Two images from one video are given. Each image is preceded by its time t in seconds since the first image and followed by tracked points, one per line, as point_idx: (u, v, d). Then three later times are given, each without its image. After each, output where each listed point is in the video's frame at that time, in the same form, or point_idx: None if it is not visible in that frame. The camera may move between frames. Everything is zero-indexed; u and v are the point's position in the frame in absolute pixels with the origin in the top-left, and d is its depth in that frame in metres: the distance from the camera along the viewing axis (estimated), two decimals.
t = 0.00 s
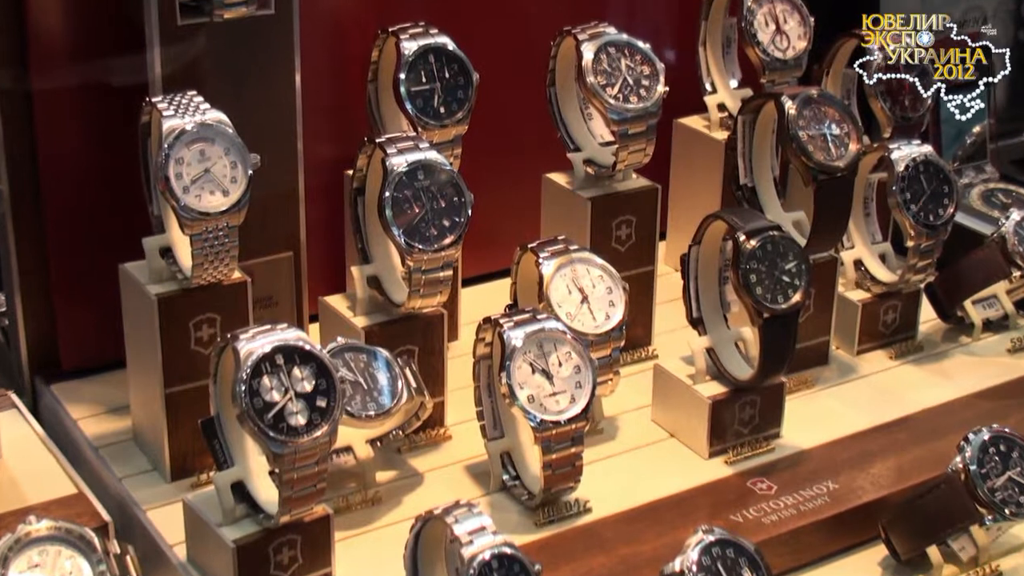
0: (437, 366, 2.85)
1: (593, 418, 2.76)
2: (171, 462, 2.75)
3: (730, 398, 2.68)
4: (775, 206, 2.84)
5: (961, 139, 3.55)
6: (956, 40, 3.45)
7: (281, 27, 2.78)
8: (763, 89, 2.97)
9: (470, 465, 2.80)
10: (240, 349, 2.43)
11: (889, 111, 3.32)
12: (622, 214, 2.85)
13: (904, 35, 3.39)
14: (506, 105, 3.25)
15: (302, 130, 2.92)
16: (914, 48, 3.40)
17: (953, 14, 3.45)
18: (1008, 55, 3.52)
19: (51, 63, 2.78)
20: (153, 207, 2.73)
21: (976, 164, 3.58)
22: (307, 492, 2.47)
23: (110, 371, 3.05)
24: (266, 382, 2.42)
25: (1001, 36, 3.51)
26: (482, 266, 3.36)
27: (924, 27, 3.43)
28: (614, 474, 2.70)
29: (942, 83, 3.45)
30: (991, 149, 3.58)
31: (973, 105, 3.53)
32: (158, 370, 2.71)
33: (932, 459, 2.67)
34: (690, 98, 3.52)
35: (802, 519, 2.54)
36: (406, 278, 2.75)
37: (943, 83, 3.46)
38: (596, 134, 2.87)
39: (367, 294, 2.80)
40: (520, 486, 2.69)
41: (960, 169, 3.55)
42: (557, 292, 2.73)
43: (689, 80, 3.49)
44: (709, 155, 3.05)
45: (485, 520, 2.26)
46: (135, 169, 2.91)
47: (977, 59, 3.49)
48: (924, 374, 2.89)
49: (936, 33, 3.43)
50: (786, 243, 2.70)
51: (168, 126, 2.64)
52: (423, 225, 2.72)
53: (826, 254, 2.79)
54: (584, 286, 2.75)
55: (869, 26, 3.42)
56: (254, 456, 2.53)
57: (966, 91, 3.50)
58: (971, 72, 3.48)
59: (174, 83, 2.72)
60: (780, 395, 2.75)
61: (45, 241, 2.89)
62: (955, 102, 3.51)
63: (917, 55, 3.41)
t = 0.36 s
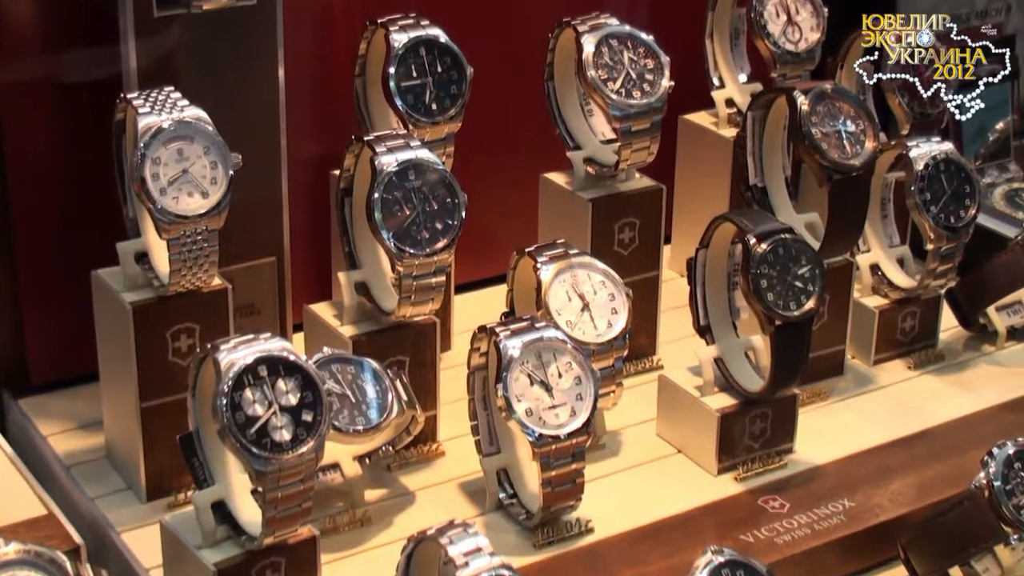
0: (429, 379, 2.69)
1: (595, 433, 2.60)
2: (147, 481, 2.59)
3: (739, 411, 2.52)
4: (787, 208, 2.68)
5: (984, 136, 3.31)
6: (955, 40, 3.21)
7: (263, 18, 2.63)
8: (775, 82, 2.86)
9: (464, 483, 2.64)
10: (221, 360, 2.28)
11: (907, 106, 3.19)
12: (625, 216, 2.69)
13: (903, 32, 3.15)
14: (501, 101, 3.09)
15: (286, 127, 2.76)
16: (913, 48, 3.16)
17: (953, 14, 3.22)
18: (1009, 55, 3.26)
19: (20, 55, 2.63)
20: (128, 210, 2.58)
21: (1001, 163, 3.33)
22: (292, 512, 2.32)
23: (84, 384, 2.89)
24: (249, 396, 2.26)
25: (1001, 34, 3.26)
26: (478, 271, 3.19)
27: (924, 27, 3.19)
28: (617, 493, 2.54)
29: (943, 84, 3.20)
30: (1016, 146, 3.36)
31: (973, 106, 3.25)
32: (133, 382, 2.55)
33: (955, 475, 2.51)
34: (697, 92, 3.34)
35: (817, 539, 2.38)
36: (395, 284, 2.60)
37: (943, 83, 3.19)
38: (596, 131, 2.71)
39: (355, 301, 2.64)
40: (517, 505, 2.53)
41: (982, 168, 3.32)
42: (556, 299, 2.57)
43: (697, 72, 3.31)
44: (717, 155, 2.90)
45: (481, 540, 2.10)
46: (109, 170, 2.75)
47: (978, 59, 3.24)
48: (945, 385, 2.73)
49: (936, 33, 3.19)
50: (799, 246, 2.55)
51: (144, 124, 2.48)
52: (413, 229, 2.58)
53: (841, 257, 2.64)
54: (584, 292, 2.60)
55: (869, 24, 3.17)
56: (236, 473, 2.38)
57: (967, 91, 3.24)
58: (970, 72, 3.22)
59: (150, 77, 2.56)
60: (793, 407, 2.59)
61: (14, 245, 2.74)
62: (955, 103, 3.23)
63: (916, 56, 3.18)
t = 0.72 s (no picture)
0: (423, 393, 2.57)
1: (596, 450, 2.48)
2: (126, 500, 2.47)
3: (748, 426, 2.40)
4: (798, 213, 2.57)
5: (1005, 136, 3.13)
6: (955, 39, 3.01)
7: (249, 13, 2.51)
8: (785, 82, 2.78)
9: (460, 502, 2.52)
10: (206, 374, 2.16)
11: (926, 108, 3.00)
12: (628, 222, 2.57)
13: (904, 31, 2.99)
14: (498, 99, 2.96)
15: (273, 128, 2.64)
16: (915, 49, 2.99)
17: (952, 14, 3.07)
18: (1011, 55, 3.09)
19: None
20: (106, 215, 2.45)
21: None
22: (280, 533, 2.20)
23: (61, 399, 2.76)
24: (235, 411, 2.14)
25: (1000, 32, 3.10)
26: (475, 279, 3.07)
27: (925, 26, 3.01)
28: (621, 512, 2.41)
29: (945, 84, 2.99)
30: None
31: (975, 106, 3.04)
32: (112, 397, 2.42)
33: (975, 493, 2.39)
34: (702, 91, 3.21)
35: (830, 561, 2.25)
36: (387, 293, 2.48)
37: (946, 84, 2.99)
38: (597, 133, 2.59)
39: (345, 311, 2.52)
40: (515, 525, 2.41)
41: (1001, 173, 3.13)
42: (556, 308, 2.45)
43: (704, 69, 3.19)
44: (727, 157, 2.78)
45: (479, 562, 1.99)
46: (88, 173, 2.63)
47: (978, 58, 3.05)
48: (963, 400, 2.61)
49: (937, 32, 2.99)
50: (811, 253, 2.43)
51: (124, 125, 2.36)
52: (406, 235, 2.46)
53: (855, 265, 2.52)
54: (586, 302, 2.48)
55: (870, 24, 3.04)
56: (221, 492, 2.26)
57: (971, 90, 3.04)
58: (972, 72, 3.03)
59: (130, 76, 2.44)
60: (805, 422, 2.46)
61: None
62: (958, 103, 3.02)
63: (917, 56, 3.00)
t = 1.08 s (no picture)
0: (411, 408, 2.47)
1: (592, 468, 2.38)
2: (101, 523, 2.37)
3: (749, 442, 2.30)
4: (800, 220, 2.48)
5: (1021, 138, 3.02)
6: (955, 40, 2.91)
7: (230, 14, 2.41)
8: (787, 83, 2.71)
9: (449, 522, 2.42)
10: (186, 389, 2.06)
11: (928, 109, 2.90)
12: (623, 229, 2.48)
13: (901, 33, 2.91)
14: (487, 102, 2.86)
15: (253, 133, 2.54)
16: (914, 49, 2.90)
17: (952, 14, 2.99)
18: (1011, 56, 2.99)
19: None
20: (81, 225, 2.35)
21: None
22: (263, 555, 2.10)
23: (35, 417, 2.66)
24: (216, 427, 2.05)
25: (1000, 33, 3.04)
26: (464, 289, 2.96)
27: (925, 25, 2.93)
28: (616, 532, 2.32)
29: (943, 83, 2.89)
30: None
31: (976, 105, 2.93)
32: (86, 413, 2.32)
33: (985, 511, 2.29)
34: (699, 95, 3.12)
35: None
36: (373, 305, 2.39)
37: (943, 83, 2.89)
38: (591, 137, 2.49)
39: (329, 323, 2.42)
40: (507, 546, 2.31)
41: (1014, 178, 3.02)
42: (549, 320, 2.36)
43: (700, 71, 3.09)
44: (726, 162, 2.69)
45: None
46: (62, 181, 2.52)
47: (978, 58, 2.93)
48: (972, 414, 2.52)
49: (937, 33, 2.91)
50: (813, 262, 2.34)
51: (100, 129, 2.26)
52: (393, 243, 2.37)
53: (859, 274, 2.43)
54: (580, 313, 2.39)
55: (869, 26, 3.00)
56: (201, 513, 2.15)
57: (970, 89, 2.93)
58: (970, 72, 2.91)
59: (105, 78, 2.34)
60: (809, 437, 2.37)
61: None
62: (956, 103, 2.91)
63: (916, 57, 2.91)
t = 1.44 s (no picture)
0: (400, 421, 2.37)
1: (589, 483, 2.28)
2: (76, 542, 2.26)
3: (753, 457, 2.21)
4: (805, 223, 2.40)
5: None
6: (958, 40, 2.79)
7: (213, 9, 2.31)
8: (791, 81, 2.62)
9: (439, 541, 2.32)
10: (167, 402, 1.96)
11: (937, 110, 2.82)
12: (622, 235, 2.38)
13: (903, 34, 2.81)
14: (479, 101, 2.76)
15: (236, 133, 2.44)
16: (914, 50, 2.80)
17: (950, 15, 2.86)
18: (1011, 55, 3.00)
19: None
20: (56, 229, 2.24)
21: None
22: None
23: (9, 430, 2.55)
24: (199, 442, 1.94)
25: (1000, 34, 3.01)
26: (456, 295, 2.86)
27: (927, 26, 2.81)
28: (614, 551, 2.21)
29: (943, 83, 2.80)
30: None
31: (975, 105, 2.84)
32: (60, 427, 2.22)
33: (999, 529, 2.20)
34: (699, 95, 3.02)
35: None
36: (361, 313, 2.29)
37: (943, 82, 2.80)
38: (586, 138, 2.40)
39: (314, 332, 2.32)
40: (501, 565, 2.21)
41: None
42: (545, 330, 2.26)
43: (701, 70, 3.00)
44: (728, 165, 2.59)
45: None
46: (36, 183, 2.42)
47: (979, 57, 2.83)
48: (985, 428, 2.43)
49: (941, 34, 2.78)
50: (820, 268, 2.24)
51: (76, 129, 2.16)
52: (382, 249, 2.27)
53: (867, 282, 2.34)
54: (576, 322, 2.29)
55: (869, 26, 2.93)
56: (182, 531, 2.05)
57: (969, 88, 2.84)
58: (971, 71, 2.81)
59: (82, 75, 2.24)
60: (815, 452, 2.27)
61: None
62: (957, 102, 2.83)
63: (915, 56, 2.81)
